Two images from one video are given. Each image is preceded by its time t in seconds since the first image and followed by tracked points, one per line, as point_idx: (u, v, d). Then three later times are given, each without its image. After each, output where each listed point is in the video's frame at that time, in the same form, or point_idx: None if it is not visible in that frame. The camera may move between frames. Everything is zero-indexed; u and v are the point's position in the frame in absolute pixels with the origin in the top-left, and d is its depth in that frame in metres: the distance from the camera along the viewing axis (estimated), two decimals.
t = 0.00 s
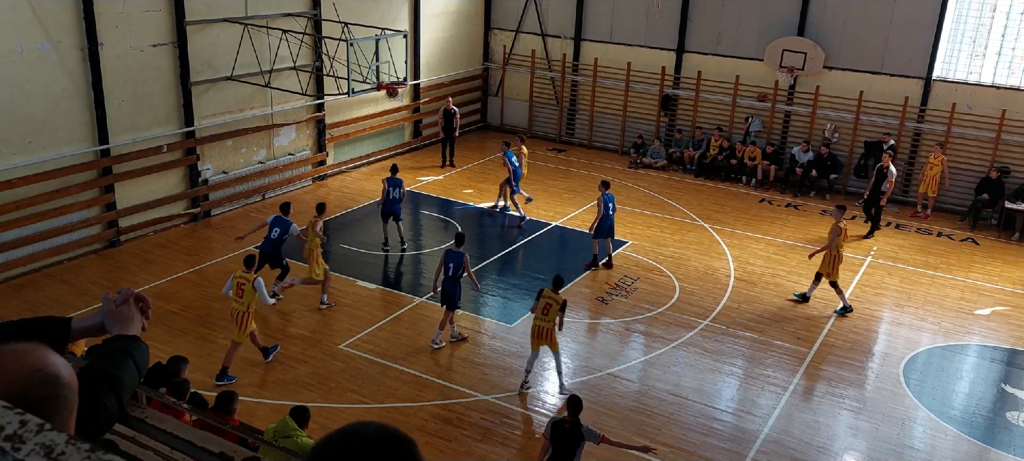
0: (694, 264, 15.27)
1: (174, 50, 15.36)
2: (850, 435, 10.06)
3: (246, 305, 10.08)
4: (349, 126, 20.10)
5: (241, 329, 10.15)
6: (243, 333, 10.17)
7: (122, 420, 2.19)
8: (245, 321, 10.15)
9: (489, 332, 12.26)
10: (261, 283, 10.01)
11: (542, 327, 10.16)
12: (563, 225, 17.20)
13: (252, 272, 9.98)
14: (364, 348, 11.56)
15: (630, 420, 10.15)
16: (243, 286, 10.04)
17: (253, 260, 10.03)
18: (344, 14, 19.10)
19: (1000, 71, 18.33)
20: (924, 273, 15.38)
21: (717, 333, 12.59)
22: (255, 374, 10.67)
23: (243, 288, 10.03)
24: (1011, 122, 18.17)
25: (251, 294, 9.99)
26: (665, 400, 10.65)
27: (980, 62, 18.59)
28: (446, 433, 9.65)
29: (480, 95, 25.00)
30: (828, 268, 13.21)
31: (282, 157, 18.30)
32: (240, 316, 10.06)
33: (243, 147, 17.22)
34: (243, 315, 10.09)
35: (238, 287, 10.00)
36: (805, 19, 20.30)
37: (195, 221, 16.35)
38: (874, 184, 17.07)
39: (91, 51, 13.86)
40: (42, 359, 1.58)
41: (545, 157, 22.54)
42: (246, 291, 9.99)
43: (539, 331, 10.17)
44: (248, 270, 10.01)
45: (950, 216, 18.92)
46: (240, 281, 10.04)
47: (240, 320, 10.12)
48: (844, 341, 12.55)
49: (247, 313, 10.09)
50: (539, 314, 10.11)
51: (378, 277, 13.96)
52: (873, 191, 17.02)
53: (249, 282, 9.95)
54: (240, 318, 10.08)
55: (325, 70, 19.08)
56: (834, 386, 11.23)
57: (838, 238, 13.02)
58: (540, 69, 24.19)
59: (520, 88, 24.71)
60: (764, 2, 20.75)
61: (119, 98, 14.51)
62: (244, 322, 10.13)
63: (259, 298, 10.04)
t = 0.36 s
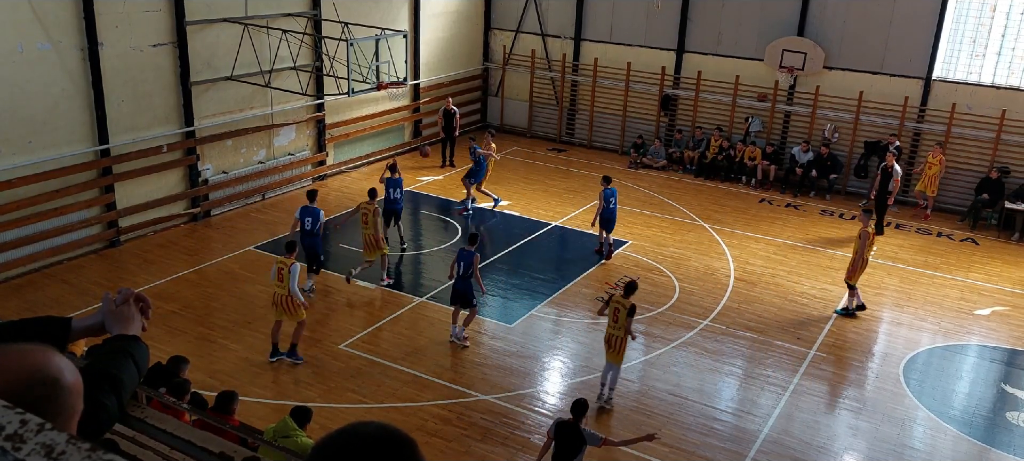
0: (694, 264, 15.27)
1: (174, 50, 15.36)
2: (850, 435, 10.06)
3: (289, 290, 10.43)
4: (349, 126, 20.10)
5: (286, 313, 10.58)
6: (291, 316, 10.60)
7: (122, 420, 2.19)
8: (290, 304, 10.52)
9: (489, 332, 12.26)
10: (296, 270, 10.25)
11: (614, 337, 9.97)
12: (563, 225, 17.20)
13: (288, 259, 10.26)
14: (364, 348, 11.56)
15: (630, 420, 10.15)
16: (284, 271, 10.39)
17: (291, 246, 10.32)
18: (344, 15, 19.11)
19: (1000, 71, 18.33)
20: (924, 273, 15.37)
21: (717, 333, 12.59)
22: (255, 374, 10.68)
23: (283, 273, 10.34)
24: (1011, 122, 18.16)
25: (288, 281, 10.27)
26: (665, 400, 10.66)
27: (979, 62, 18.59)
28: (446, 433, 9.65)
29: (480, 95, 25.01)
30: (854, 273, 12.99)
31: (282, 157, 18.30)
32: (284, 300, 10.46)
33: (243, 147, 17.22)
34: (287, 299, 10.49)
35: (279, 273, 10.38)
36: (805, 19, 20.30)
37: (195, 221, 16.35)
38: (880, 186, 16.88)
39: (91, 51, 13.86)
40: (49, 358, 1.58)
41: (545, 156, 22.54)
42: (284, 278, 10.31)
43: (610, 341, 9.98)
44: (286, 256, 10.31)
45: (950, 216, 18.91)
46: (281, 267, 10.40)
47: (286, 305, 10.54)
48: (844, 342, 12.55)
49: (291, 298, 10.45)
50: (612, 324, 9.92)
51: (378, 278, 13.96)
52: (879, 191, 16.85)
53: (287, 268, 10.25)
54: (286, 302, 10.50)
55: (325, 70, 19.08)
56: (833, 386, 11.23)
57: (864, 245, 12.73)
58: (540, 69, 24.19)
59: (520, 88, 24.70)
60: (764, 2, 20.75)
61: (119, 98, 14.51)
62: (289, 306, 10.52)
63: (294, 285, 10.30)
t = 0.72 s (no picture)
0: (693, 264, 15.27)
1: (174, 50, 15.36)
2: (849, 434, 10.06)
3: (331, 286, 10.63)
4: (348, 126, 20.08)
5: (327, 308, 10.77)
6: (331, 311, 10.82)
7: (120, 420, 2.17)
8: (332, 298, 10.72)
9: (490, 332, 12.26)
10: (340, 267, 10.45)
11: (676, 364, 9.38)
12: (563, 225, 17.20)
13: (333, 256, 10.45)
14: (364, 349, 11.56)
15: (630, 419, 10.15)
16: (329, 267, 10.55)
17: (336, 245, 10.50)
18: (344, 14, 19.13)
19: (1000, 71, 18.33)
20: (924, 273, 15.38)
21: (716, 332, 12.59)
22: (254, 374, 10.68)
23: (326, 270, 10.52)
24: (1011, 121, 18.16)
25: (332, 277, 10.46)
26: (665, 400, 10.65)
27: (979, 62, 18.59)
28: (445, 433, 9.64)
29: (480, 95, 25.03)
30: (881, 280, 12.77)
31: (281, 156, 18.30)
32: (326, 295, 10.65)
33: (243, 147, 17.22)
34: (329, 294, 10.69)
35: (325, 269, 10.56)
36: (805, 19, 20.29)
37: (194, 221, 16.35)
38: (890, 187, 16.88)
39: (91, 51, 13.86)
40: (71, 373, 1.65)
41: (545, 156, 22.54)
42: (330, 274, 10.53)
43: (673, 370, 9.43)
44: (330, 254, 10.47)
45: (950, 216, 18.90)
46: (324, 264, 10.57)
47: (328, 300, 10.73)
48: (843, 341, 12.56)
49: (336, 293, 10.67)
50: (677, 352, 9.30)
51: (378, 277, 13.96)
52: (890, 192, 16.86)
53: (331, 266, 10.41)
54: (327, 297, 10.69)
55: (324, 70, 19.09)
56: (833, 386, 11.24)
57: (896, 252, 12.52)
58: (540, 69, 24.18)
59: (520, 87, 24.70)
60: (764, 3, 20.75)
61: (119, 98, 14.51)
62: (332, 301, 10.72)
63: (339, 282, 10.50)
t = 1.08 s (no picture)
0: (692, 264, 15.28)
1: (172, 50, 15.34)
2: (847, 434, 10.06)
3: (369, 281, 10.93)
4: (347, 126, 20.09)
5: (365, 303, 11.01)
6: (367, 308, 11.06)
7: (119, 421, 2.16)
8: (369, 294, 10.98)
9: (489, 333, 12.26)
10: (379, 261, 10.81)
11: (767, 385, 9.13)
12: (561, 225, 17.20)
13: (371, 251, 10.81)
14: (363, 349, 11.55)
15: (629, 419, 10.14)
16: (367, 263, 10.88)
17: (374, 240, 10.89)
18: (343, 15, 19.17)
19: (998, 71, 18.32)
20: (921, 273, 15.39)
21: (715, 332, 12.60)
22: (252, 374, 10.67)
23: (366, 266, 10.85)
24: (1008, 121, 18.18)
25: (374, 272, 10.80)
26: (663, 400, 10.65)
27: (976, 63, 18.60)
28: (444, 433, 9.62)
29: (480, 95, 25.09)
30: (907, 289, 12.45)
31: (280, 157, 18.29)
32: (364, 290, 10.93)
33: (241, 147, 17.21)
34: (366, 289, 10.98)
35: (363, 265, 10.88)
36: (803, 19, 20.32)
37: (192, 221, 16.31)
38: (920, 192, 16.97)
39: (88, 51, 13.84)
40: (58, 379, 1.54)
41: (543, 156, 22.55)
42: (369, 269, 10.86)
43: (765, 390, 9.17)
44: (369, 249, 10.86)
45: (948, 215, 18.91)
46: (363, 260, 10.90)
47: (365, 296, 10.99)
48: (841, 341, 12.57)
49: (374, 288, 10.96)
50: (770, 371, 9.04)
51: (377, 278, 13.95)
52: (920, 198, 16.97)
53: (370, 260, 10.79)
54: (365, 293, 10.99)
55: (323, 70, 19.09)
56: (831, 385, 11.24)
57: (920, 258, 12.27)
58: (539, 69, 24.21)
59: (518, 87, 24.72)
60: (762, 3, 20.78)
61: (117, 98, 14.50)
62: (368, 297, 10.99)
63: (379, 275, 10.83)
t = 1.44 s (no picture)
0: (685, 263, 15.31)
1: (162, 50, 15.28)
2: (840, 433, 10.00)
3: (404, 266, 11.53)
4: (338, 126, 20.21)
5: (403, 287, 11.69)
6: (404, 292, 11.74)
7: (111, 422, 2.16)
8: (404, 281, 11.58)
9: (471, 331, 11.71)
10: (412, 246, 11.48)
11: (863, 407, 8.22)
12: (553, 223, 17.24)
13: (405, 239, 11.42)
14: (353, 349, 11.55)
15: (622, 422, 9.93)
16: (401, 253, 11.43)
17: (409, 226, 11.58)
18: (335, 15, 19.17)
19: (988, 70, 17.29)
20: (912, 272, 15.39)
21: (709, 333, 12.82)
22: (244, 376, 10.63)
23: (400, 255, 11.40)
24: (999, 122, 17.99)
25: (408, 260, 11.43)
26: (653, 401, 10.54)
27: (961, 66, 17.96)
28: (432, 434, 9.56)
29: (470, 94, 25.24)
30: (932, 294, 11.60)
31: (273, 157, 18.36)
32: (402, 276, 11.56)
33: (232, 148, 17.23)
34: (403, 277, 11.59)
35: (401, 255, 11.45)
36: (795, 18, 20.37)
37: (184, 223, 16.23)
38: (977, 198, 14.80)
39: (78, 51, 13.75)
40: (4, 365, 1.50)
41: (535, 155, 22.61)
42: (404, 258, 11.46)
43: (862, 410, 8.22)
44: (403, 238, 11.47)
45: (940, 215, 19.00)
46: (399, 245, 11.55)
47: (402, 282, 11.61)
48: (833, 340, 12.54)
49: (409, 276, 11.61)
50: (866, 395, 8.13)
51: (368, 278, 14.02)
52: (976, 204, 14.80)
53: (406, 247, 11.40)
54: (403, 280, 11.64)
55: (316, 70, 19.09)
56: (824, 384, 11.22)
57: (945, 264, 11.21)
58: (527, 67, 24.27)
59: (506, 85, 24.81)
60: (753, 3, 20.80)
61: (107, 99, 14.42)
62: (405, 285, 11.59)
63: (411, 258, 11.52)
